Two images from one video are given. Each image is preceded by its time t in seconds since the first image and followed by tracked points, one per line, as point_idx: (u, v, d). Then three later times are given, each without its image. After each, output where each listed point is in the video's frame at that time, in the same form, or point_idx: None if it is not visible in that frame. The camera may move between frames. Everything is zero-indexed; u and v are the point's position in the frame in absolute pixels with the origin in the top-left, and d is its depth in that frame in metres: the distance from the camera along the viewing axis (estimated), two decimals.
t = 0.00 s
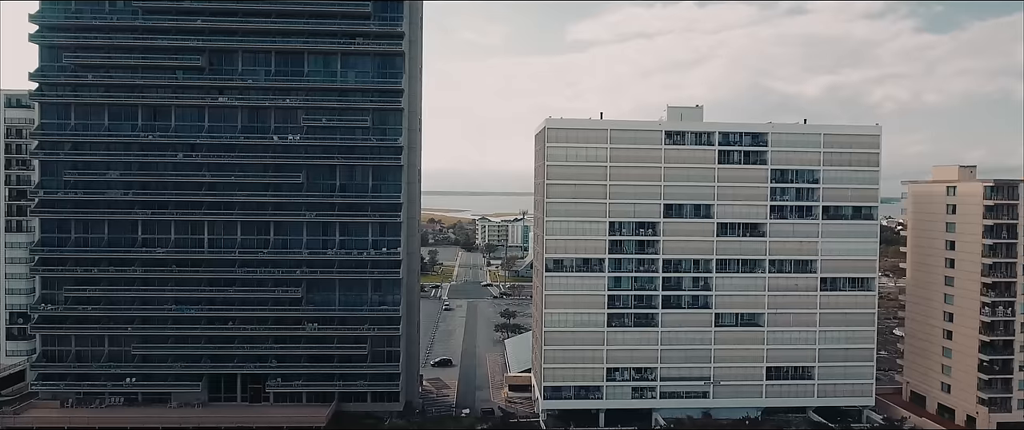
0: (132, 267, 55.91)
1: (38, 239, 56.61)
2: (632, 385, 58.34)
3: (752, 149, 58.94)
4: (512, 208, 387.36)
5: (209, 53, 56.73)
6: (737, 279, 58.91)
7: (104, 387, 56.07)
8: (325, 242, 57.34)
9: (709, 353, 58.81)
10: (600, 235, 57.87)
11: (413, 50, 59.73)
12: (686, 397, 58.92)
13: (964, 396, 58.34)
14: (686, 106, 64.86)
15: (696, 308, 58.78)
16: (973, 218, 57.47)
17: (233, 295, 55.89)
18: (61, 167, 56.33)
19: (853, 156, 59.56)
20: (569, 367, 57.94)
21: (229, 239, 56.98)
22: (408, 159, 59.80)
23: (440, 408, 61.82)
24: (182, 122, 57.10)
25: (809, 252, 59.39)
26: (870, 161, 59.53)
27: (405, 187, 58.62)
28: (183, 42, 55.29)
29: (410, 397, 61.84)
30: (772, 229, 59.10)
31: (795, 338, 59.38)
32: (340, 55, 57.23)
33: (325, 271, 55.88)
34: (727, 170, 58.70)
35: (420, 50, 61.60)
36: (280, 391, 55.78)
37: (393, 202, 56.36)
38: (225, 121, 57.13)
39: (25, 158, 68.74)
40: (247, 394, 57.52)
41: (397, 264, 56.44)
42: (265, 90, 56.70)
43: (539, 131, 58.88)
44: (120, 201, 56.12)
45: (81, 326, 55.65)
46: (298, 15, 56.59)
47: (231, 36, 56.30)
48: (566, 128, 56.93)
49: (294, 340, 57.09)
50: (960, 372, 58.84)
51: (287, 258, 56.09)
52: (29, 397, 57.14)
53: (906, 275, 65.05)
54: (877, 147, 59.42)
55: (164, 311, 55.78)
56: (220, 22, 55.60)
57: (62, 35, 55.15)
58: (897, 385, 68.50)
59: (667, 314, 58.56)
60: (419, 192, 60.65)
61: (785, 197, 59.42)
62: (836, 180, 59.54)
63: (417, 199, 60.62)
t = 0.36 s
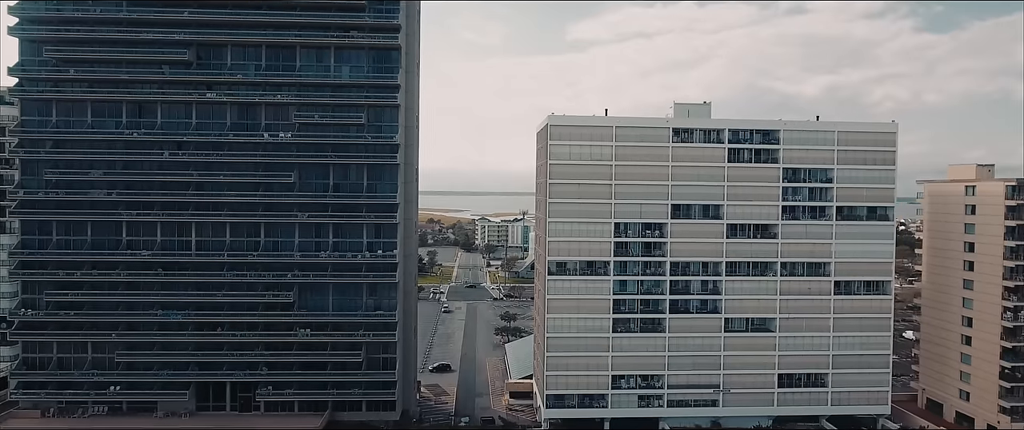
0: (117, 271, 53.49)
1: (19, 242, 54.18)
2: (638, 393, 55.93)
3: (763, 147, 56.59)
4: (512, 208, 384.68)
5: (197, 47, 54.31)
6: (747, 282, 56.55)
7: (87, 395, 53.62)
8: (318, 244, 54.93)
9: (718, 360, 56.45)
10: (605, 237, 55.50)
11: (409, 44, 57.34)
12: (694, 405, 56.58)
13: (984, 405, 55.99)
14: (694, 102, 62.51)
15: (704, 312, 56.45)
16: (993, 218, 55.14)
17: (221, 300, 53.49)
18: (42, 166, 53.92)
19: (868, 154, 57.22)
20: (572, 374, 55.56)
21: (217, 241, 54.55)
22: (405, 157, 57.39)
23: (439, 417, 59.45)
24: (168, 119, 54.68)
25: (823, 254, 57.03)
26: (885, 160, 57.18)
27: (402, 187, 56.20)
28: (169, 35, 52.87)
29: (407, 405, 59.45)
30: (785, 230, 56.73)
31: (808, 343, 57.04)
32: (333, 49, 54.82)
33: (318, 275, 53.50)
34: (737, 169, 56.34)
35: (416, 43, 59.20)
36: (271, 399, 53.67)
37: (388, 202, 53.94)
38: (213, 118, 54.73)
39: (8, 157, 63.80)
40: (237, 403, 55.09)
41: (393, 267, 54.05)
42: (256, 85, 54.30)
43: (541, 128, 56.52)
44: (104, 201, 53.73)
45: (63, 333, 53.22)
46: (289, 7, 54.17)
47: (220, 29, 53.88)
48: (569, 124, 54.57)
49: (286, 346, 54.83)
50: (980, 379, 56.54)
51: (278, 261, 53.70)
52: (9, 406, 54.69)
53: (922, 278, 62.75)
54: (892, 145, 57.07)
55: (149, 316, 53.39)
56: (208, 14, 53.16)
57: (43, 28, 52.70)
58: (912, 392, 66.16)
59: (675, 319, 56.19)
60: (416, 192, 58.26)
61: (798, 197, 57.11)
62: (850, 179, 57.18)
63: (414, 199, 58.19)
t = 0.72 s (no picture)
0: (99, 274, 51.07)
1: None
2: (644, 402, 53.56)
3: (775, 145, 54.24)
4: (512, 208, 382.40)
5: (183, 40, 51.86)
6: (758, 286, 54.19)
7: (68, 405, 51.21)
8: (310, 247, 52.47)
9: (729, 367, 54.07)
10: (610, 238, 53.12)
11: (406, 37, 54.90)
12: (703, 414, 54.21)
13: (1006, 414, 53.57)
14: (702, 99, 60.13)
15: (714, 318, 54.00)
16: (1015, 219, 52.73)
17: (209, 305, 51.06)
18: (22, 165, 51.50)
19: (884, 153, 54.88)
20: (576, 383, 53.19)
21: (204, 244, 52.09)
22: (402, 156, 55.00)
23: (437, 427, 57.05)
24: (153, 116, 52.26)
25: (837, 257, 54.66)
26: (902, 158, 54.82)
27: (399, 186, 53.79)
28: (154, 28, 50.44)
29: (404, 414, 57.05)
30: (798, 232, 54.36)
31: (822, 350, 54.66)
32: (326, 43, 52.41)
33: (310, 278, 51.12)
34: (748, 168, 53.97)
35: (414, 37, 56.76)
36: (261, 409, 51.18)
37: (384, 203, 51.54)
38: (201, 115, 52.32)
39: None
40: (226, 413, 52.73)
41: (389, 271, 51.61)
42: (245, 81, 51.90)
43: (543, 125, 54.14)
44: (87, 202, 51.31)
45: (44, 339, 50.80)
46: None
47: (207, 22, 51.44)
48: (572, 121, 52.22)
49: (277, 353, 52.48)
50: (1001, 387, 54.15)
51: (268, 264, 51.30)
52: None
53: (940, 281, 60.41)
54: (910, 143, 54.67)
55: (133, 322, 51.00)
56: (195, 6, 50.70)
57: (22, 20, 50.27)
58: (928, 399, 63.76)
59: (684, 325, 53.79)
60: (413, 191, 55.82)
61: (811, 197, 54.79)
62: (866, 178, 54.83)
63: (412, 199, 55.78)
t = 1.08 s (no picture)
0: (80, 278, 48.64)
1: None
2: (652, 411, 51.25)
3: (788, 142, 51.92)
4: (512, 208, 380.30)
5: (168, 32, 49.43)
6: (771, 291, 51.81)
7: (48, 415, 48.74)
8: (302, 249, 49.96)
9: (740, 375, 51.71)
10: (616, 240, 50.76)
11: (402, 30, 52.48)
12: (713, 424, 51.86)
13: None
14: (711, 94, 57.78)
15: (724, 323, 51.79)
16: None
17: (195, 310, 48.61)
18: None
19: (902, 151, 52.52)
20: (581, 391, 50.81)
21: (190, 246, 49.59)
22: (398, 154, 52.58)
23: None
24: (137, 112, 49.83)
25: (853, 260, 52.31)
26: (921, 156, 52.48)
27: (395, 186, 51.38)
28: (137, 19, 48.00)
29: (400, 424, 54.64)
30: (812, 233, 52.00)
31: (837, 357, 52.33)
32: (319, 35, 50.01)
33: (302, 283, 48.72)
34: (761, 167, 51.57)
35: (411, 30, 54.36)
36: (250, 419, 48.53)
37: (379, 203, 49.12)
38: (187, 111, 49.89)
39: None
40: (214, 423, 50.31)
41: (384, 275, 49.20)
42: (234, 75, 49.49)
43: (546, 121, 51.81)
44: (67, 202, 48.86)
45: (22, 346, 48.32)
46: None
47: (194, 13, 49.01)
48: (576, 118, 49.89)
49: (267, 360, 50.12)
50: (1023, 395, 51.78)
51: (258, 268, 48.87)
52: None
53: (959, 284, 58.06)
54: (929, 140, 52.34)
55: (115, 328, 48.55)
56: None
57: None
58: (945, 407, 61.38)
59: (693, 331, 51.43)
60: (410, 191, 53.39)
61: (826, 196, 52.48)
62: (883, 177, 52.49)
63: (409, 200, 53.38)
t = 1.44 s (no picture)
0: (61, 282, 46.42)
1: None
2: (660, 420, 49.06)
3: (801, 140, 49.79)
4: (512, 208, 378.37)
5: (154, 25, 47.25)
6: (784, 295, 49.65)
7: (27, 426, 46.49)
8: (293, 252, 47.73)
9: (751, 383, 49.54)
10: (622, 242, 48.59)
11: (398, 22, 50.30)
12: None
13: None
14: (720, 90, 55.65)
15: (735, 329, 49.63)
16: None
17: (182, 316, 46.39)
18: None
19: (920, 149, 50.36)
20: (585, 400, 48.64)
21: (177, 249, 47.36)
22: (394, 152, 50.36)
23: None
24: (121, 108, 47.65)
25: (869, 263, 50.14)
26: (939, 155, 50.31)
27: (391, 185, 49.17)
28: (121, 11, 45.79)
29: None
30: (826, 235, 49.84)
31: (852, 364, 50.16)
32: (311, 28, 47.84)
33: (293, 287, 46.52)
34: (773, 165, 49.39)
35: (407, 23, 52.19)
36: None
37: (374, 203, 46.91)
38: (174, 107, 47.71)
39: None
40: None
41: (379, 279, 46.98)
42: (222, 69, 47.31)
43: (549, 118, 49.68)
44: (48, 202, 46.63)
45: None
46: None
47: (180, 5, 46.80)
48: (580, 114, 47.74)
49: (258, 368, 47.99)
50: None
51: (247, 271, 46.63)
52: None
53: (976, 287, 55.98)
54: (948, 138, 50.18)
55: (98, 334, 46.34)
56: None
57: None
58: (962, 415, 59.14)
59: (702, 337, 49.25)
60: (407, 191, 51.17)
61: (840, 196, 50.35)
62: (900, 176, 50.33)
63: (405, 200, 51.16)
